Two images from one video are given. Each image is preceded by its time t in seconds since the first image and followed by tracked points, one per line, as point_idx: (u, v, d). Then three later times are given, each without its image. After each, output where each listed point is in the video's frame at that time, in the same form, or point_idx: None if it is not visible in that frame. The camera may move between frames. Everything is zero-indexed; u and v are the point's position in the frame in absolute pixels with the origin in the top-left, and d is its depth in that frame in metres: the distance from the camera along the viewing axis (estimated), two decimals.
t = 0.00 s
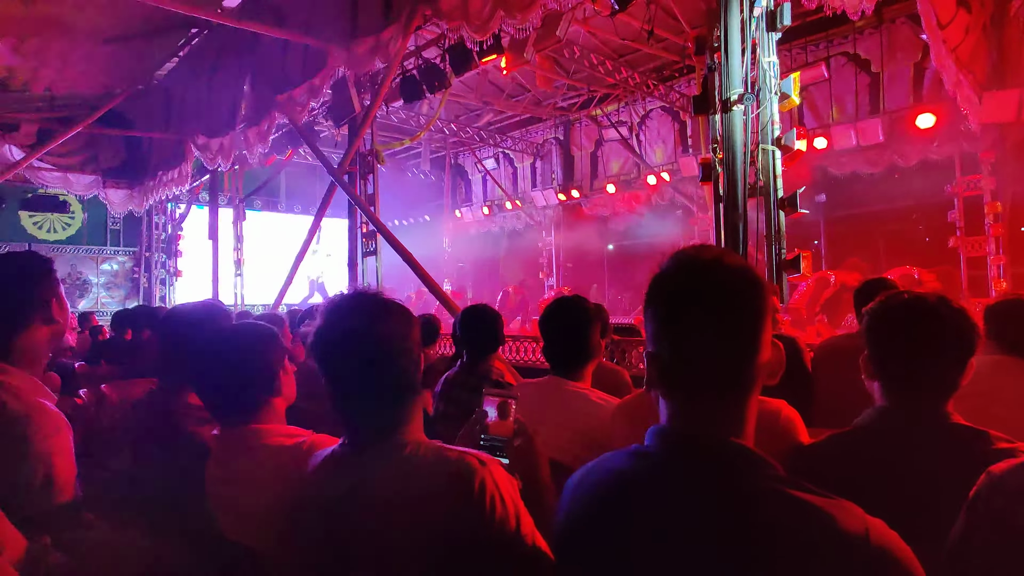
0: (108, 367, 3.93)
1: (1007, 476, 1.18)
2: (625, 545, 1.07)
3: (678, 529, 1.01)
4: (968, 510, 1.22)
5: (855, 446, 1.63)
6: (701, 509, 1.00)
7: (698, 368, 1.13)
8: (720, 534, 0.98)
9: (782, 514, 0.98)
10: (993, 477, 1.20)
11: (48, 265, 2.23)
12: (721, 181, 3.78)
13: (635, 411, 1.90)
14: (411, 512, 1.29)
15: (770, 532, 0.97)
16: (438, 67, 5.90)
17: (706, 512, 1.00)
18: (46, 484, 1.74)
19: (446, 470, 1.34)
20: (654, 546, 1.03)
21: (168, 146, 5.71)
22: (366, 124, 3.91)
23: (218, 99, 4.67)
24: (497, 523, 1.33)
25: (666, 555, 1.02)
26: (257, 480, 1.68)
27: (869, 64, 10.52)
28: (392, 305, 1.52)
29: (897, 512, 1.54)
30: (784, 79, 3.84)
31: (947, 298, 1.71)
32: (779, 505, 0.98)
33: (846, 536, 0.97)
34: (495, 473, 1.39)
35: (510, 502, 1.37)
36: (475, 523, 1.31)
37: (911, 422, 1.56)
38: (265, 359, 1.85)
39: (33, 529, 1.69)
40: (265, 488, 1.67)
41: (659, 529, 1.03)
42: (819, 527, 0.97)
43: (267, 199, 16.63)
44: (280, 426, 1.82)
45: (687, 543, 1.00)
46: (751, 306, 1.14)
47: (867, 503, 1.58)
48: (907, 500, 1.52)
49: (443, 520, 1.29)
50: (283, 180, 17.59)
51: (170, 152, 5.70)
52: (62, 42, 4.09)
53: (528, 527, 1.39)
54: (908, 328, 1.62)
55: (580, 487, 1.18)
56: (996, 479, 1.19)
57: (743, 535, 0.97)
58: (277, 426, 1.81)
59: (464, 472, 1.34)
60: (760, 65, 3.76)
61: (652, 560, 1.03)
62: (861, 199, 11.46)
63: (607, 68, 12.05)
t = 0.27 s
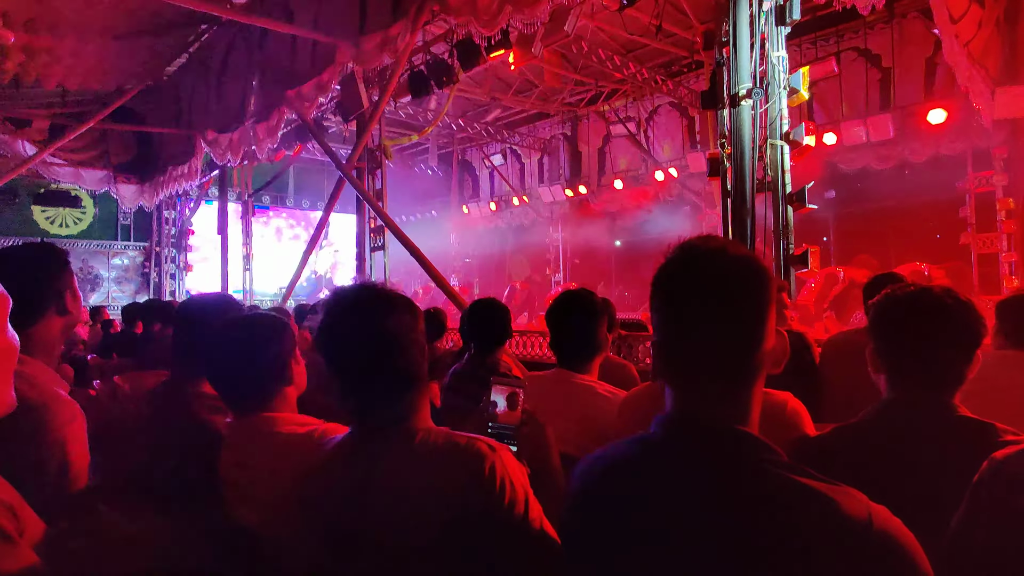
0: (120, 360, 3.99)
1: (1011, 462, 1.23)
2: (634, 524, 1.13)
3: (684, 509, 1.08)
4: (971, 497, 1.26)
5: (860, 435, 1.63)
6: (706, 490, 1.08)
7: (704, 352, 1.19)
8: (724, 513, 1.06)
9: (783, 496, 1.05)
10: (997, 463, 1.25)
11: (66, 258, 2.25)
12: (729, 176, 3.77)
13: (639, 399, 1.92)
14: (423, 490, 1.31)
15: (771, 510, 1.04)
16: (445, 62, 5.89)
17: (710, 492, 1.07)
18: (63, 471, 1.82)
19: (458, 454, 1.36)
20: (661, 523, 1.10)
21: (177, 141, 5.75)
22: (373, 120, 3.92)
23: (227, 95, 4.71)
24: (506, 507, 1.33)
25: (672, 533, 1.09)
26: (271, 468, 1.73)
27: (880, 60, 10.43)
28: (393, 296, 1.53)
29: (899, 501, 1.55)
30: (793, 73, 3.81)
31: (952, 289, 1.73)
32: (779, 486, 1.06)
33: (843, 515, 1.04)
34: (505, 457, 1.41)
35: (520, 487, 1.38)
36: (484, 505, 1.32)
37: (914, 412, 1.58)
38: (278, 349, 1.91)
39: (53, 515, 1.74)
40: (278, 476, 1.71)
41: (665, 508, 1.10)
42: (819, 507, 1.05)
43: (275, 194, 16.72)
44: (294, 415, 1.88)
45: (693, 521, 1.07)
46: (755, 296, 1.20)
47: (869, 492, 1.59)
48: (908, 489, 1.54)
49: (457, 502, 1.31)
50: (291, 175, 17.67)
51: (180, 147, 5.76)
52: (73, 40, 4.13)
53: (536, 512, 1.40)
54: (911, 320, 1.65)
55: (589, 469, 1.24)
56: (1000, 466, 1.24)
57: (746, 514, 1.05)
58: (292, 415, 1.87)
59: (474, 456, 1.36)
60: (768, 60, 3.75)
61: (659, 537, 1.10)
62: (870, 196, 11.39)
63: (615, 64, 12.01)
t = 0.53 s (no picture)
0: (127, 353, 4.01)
1: (1013, 455, 1.23)
2: (637, 516, 1.14)
3: (687, 501, 1.09)
4: (975, 490, 1.26)
5: (865, 431, 1.63)
6: (709, 482, 1.08)
7: (708, 346, 1.20)
8: (727, 504, 1.06)
9: (786, 488, 1.06)
10: (1002, 456, 1.25)
11: (69, 249, 2.27)
12: (735, 172, 3.76)
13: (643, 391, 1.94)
14: (427, 485, 1.33)
15: (773, 501, 1.05)
16: (451, 57, 5.89)
17: (714, 484, 1.08)
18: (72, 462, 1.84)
19: (461, 448, 1.38)
20: (664, 513, 1.11)
21: (185, 136, 5.77)
22: (379, 115, 3.92)
23: (234, 90, 4.72)
24: (510, 500, 1.35)
25: (675, 524, 1.10)
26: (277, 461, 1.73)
27: (889, 55, 10.36)
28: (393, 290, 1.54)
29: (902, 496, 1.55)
30: (801, 69, 3.80)
31: (959, 284, 1.72)
32: (781, 479, 1.07)
33: (845, 509, 1.05)
34: (510, 450, 1.42)
35: (524, 481, 1.40)
36: (487, 498, 1.34)
37: (919, 409, 1.58)
38: (286, 342, 1.93)
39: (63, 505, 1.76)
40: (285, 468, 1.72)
41: (668, 499, 1.11)
42: (822, 500, 1.05)
43: (281, 189, 16.77)
44: (301, 408, 1.90)
45: (696, 513, 1.08)
46: (760, 290, 1.20)
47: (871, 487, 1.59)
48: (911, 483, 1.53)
49: (460, 498, 1.33)
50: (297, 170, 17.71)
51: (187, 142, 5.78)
52: (81, 34, 4.13)
53: (541, 505, 1.42)
54: (918, 315, 1.64)
55: (592, 462, 1.25)
56: (1004, 460, 1.24)
57: (749, 506, 1.05)
58: (299, 408, 1.89)
59: (477, 450, 1.38)
60: (775, 55, 3.73)
61: (662, 528, 1.11)
62: (878, 192, 11.34)
63: (622, 59, 11.97)
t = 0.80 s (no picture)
0: (135, 346, 4.05)
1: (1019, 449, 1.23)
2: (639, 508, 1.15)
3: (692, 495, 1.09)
4: (981, 483, 1.26)
5: (870, 427, 1.63)
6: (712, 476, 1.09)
7: (714, 340, 1.20)
8: (729, 498, 1.07)
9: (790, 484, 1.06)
10: (1007, 450, 1.24)
11: (75, 243, 2.29)
12: (742, 167, 3.75)
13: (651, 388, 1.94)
14: (428, 485, 1.35)
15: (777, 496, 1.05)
16: (457, 52, 5.88)
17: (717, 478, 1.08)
18: (81, 454, 1.86)
19: (461, 445, 1.40)
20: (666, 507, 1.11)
21: (192, 131, 5.80)
22: (386, 109, 3.92)
23: (240, 85, 4.73)
24: (512, 496, 1.38)
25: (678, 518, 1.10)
26: (283, 454, 1.75)
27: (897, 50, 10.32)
28: (407, 278, 1.57)
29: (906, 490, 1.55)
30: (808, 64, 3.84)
31: (966, 279, 1.71)
32: (786, 473, 1.07)
33: (851, 502, 1.05)
34: (509, 451, 1.44)
35: (524, 479, 1.42)
36: (489, 495, 1.36)
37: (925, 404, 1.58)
38: (292, 336, 1.94)
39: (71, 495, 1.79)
40: (290, 461, 1.73)
41: (672, 493, 1.11)
42: (828, 494, 1.05)
43: (287, 185, 16.83)
44: (306, 400, 1.91)
45: (699, 508, 1.08)
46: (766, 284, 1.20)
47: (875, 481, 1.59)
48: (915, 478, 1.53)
49: (463, 494, 1.35)
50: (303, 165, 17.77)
51: (194, 138, 5.81)
52: (89, 29, 4.15)
53: (542, 501, 1.44)
54: (927, 311, 1.63)
55: (595, 455, 1.26)
56: (1009, 454, 1.24)
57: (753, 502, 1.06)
58: (304, 400, 1.90)
59: (477, 450, 1.39)
60: (783, 49, 3.72)
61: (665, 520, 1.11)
62: (886, 188, 11.27)
63: (629, 54, 11.97)
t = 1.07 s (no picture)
0: (144, 341, 4.06)
1: None
2: (649, 503, 1.15)
3: (702, 490, 1.09)
4: (995, 478, 1.25)
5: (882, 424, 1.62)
6: (723, 471, 1.08)
7: (724, 334, 1.19)
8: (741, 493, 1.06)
9: (801, 479, 1.05)
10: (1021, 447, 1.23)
11: (86, 237, 2.30)
12: (752, 161, 3.73)
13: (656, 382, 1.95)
14: (438, 479, 1.35)
15: (788, 491, 1.05)
16: (465, 46, 5.86)
17: (728, 473, 1.08)
18: (93, 444, 1.88)
19: (470, 441, 1.39)
20: (677, 502, 1.11)
21: (201, 126, 5.82)
22: (394, 104, 3.91)
23: (248, 80, 4.74)
24: (520, 493, 1.37)
25: (690, 513, 1.10)
26: (292, 448, 1.75)
27: (910, 43, 10.22)
28: (432, 273, 1.57)
29: (918, 486, 1.54)
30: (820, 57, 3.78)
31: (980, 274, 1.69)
32: (797, 468, 1.06)
33: (864, 497, 1.04)
34: (517, 450, 1.42)
35: (533, 475, 1.41)
36: (498, 492, 1.35)
37: (937, 399, 1.56)
38: (304, 330, 1.95)
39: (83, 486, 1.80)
40: (299, 455, 1.74)
41: (683, 488, 1.11)
42: (839, 489, 1.04)
43: (296, 180, 16.89)
44: (316, 394, 1.92)
45: (709, 503, 1.08)
46: (778, 277, 1.19)
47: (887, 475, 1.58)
48: (927, 474, 1.52)
49: (471, 489, 1.35)
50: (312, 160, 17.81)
51: (203, 132, 5.84)
52: (99, 25, 4.16)
53: (552, 497, 1.43)
54: (939, 306, 1.62)
55: (605, 449, 1.26)
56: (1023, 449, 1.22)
57: (764, 497, 1.05)
58: (314, 394, 1.90)
59: (486, 447, 1.39)
60: (794, 43, 3.71)
61: (676, 515, 1.11)
62: (897, 184, 11.17)
63: (637, 48, 11.92)
